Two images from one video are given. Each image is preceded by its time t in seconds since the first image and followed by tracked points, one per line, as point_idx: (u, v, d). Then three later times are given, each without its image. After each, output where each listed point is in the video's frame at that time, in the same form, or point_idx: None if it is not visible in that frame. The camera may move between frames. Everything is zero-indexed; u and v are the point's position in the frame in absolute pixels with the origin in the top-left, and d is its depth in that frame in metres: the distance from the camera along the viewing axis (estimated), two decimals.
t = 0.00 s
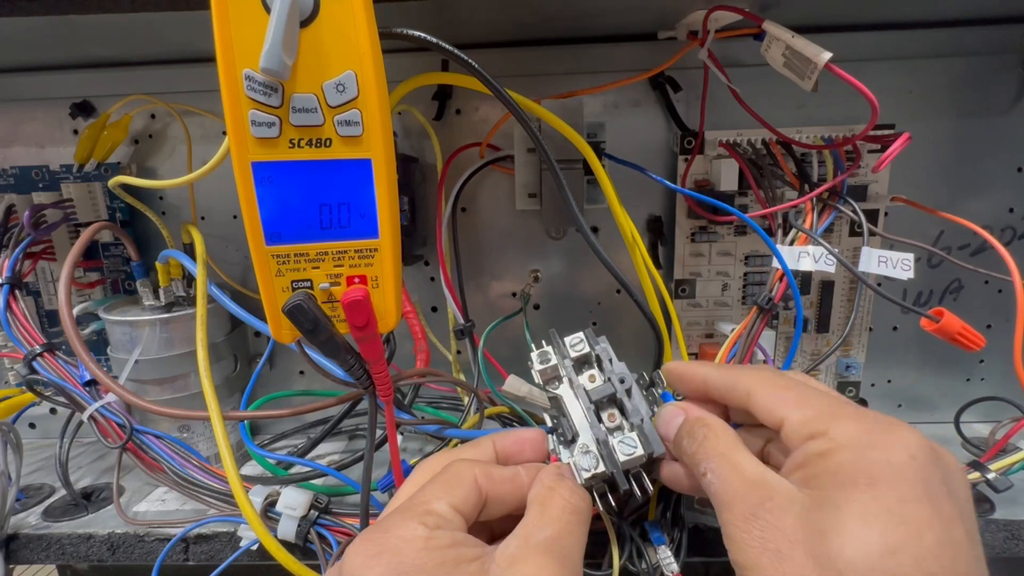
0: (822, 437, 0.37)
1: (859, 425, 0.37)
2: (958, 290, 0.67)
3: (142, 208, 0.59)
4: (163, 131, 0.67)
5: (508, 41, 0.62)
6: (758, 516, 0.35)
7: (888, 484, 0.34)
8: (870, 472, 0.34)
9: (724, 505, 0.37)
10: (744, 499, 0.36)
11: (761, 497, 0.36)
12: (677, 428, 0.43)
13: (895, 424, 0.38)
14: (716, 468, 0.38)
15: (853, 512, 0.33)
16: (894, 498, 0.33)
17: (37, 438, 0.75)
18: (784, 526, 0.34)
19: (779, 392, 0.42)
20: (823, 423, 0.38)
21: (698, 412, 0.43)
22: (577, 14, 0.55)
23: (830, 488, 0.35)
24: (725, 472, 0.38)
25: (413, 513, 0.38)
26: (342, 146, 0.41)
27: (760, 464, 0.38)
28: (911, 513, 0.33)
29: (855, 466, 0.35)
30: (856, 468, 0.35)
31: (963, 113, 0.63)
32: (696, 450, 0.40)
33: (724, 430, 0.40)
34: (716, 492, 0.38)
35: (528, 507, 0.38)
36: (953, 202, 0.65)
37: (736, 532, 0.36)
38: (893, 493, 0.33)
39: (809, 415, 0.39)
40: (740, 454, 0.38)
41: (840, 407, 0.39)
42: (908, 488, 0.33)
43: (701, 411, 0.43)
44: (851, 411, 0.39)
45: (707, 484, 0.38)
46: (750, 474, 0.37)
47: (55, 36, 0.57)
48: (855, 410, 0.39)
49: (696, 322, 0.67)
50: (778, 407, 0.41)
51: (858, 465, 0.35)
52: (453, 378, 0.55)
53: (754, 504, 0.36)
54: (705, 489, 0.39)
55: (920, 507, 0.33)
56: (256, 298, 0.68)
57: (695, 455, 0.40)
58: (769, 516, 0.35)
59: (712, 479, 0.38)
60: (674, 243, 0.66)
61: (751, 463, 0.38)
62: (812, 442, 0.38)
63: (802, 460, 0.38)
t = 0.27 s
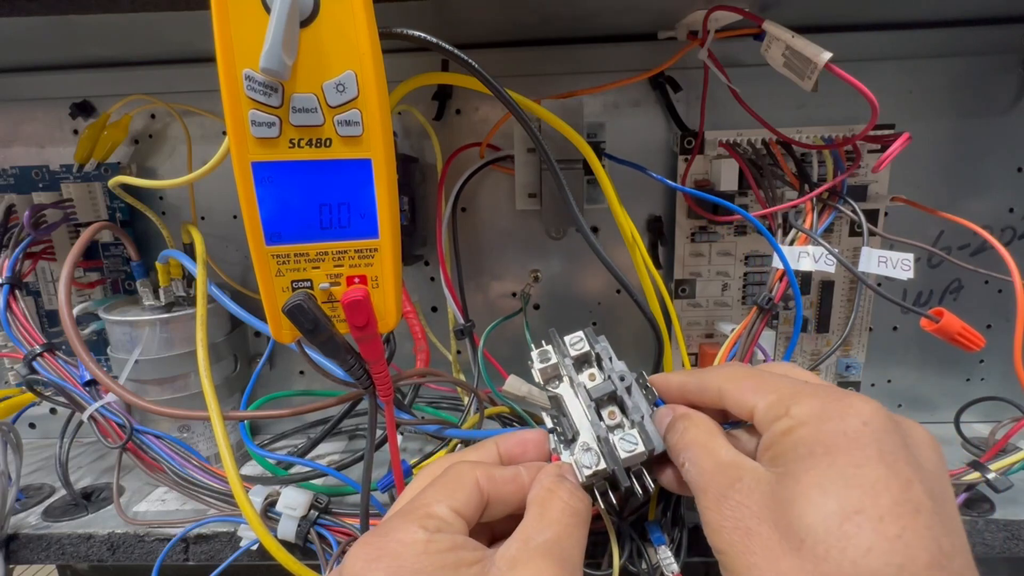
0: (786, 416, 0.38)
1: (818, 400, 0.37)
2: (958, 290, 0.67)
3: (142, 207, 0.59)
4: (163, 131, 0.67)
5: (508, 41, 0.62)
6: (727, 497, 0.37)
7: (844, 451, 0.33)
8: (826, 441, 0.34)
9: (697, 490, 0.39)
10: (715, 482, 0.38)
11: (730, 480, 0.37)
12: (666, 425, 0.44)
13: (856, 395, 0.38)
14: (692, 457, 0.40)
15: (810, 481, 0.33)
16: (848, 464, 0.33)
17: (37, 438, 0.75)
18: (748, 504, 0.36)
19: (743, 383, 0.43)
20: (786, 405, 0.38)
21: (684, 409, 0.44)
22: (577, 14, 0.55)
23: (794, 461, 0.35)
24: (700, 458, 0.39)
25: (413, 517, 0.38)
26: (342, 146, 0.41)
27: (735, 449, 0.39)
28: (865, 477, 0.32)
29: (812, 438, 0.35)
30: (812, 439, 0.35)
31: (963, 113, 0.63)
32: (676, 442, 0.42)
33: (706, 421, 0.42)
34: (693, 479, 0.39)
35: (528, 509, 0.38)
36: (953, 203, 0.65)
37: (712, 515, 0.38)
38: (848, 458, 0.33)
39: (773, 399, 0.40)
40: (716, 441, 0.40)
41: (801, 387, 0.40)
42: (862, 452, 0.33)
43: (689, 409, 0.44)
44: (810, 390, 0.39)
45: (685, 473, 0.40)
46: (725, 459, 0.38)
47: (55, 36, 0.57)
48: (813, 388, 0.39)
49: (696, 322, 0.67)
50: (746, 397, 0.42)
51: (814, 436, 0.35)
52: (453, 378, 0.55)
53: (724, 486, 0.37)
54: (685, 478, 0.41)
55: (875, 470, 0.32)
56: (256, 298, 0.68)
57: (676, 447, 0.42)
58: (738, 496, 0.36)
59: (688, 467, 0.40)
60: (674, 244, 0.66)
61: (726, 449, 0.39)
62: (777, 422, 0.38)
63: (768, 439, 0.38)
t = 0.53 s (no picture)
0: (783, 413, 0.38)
1: (815, 396, 0.38)
2: (958, 290, 0.67)
3: (142, 207, 0.59)
4: (163, 131, 0.67)
5: (508, 41, 0.62)
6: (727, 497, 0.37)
7: (841, 446, 0.34)
8: (824, 435, 0.35)
9: (694, 487, 0.39)
10: (711, 480, 0.38)
11: (727, 477, 0.37)
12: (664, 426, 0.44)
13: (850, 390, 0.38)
14: (688, 456, 0.40)
15: (807, 475, 0.33)
16: (846, 458, 0.33)
17: (37, 438, 0.75)
18: (745, 501, 0.36)
19: (742, 382, 0.43)
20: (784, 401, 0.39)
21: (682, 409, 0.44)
22: (577, 14, 0.55)
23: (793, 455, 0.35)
24: (697, 456, 0.39)
25: (413, 523, 0.38)
26: (342, 146, 0.41)
27: (730, 447, 0.39)
28: (863, 471, 0.32)
29: (809, 433, 0.35)
30: (810, 434, 0.35)
31: (963, 113, 0.63)
32: (675, 443, 0.41)
33: (706, 421, 0.41)
34: (690, 478, 0.39)
35: (528, 514, 0.39)
36: (953, 203, 0.65)
37: (711, 514, 0.37)
38: (845, 452, 0.33)
39: (769, 395, 0.40)
40: (712, 439, 0.40)
41: (796, 382, 0.40)
42: (860, 446, 0.33)
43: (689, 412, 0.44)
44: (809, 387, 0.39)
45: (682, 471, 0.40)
46: (720, 457, 0.38)
47: (55, 36, 0.57)
48: (809, 383, 0.40)
49: (696, 322, 0.67)
50: (743, 394, 0.43)
51: (811, 431, 0.35)
52: (453, 378, 0.55)
53: (721, 484, 0.37)
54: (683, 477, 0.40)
55: (873, 464, 0.32)
56: (256, 298, 0.68)
57: (672, 446, 0.42)
58: (736, 494, 0.36)
59: (685, 468, 0.40)
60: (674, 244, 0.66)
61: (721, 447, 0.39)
62: (775, 418, 0.39)
63: (767, 436, 0.38)
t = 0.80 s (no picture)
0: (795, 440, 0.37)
1: (832, 424, 0.36)
2: (958, 290, 0.67)
3: (142, 207, 0.59)
4: (163, 131, 0.67)
5: (508, 41, 0.62)
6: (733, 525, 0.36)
7: (859, 488, 0.32)
8: (842, 474, 0.33)
9: (698, 511, 0.38)
10: (718, 506, 0.37)
11: (734, 505, 0.36)
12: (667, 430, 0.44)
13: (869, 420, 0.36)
14: (691, 474, 0.39)
15: (823, 517, 0.32)
16: (863, 501, 0.31)
17: (37, 438, 0.75)
18: (754, 534, 0.34)
19: (755, 396, 0.42)
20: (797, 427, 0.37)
21: (685, 415, 0.44)
22: (577, 14, 0.55)
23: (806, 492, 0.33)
24: (701, 477, 0.38)
25: (417, 537, 0.38)
26: (342, 146, 0.41)
27: (736, 467, 0.38)
28: (881, 516, 0.31)
29: (825, 470, 0.34)
30: (826, 470, 0.34)
31: (963, 113, 0.63)
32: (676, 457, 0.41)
33: (708, 432, 0.41)
34: (693, 498, 0.39)
35: (530, 523, 0.39)
36: (953, 203, 0.65)
37: (714, 540, 0.37)
38: (863, 496, 0.32)
39: (783, 417, 0.39)
40: (716, 458, 0.39)
41: (814, 407, 0.38)
42: (879, 490, 0.32)
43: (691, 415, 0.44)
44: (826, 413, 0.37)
45: (684, 488, 0.39)
46: (725, 479, 0.37)
47: (55, 36, 0.57)
48: (827, 408, 0.38)
49: (696, 322, 0.67)
50: (756, 410, 0.41)
51: (828, 468, 0.34)
52: (453, 378, 0.55)
53: (728, 512, 0.36)
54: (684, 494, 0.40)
55: (891, 510, 0.31)
56: (255, 298, 0.68)
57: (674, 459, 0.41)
58: (743, 524, 0.35)
59: (687, 486, 0.39)
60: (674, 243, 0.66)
61: (726, 467, 0.38)
62: (787, 444, 0.37)
63: (778, 461, 0.37)
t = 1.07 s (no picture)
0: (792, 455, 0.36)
1: (831, 441, 0.35)
2: (958, 290, 0.67)
3: (142, 208, 0.59)
4: (163, 130, 0.67)
5: (508, 41, 0.62)
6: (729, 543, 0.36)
7: (857, 513, 0.32)
8: (840, 496, 0.32)
9: (694, 524, 0.38)
10: (714, 522, 0.37)
11: (730, 522, 0.36)
12: (661, 437, 0.44)
13: (872, 438, 0.35)
14: (687, 485, 0.39)
15: (821, 541, 0.32)
16: (861, 526, 0.31)
17: (37, 438, 0.75)
18: (750, 551, 0.34)
19: (755, 404, 0.41)
20: (795, 442, 0.36)
21: (679, 421, 0.44)
22: (577, 14, 0.55)
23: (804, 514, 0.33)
24: (697, 491, 0.38)
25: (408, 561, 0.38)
26: (342, 146, 0.41)
27: (734, 480, 0.38)
28: (878, 542, 0.31)
29: (824, 490, 0.33)
30: (825, 492, 0.33)
31: (963, 113, 0.63)
32: (675, 463, 0.41)
33: (705, 441, 0.41)
34: (690, 511, 0.39)
35: (521, 541, 0.39)
36: (953, 203, 0.65)
37: (710, 556, 0.37)
38: (861, 520, 0.31)
39: (782, 428, 0.38)
40: (714, 470, 0.39)
41: (814, 422, 0.37)
42: (877, 514, 0.32)
43: (687, 420, 0.44)
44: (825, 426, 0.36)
45: (682, 501, 0.40)
46: (722, 494, 0.37)
47: (55, 36, 0.57)
48: (829, 423, 0.37)
49: (696, 322, 0.67)
50: (756, 420, 0.40)
51: (827, 489, 0.33)
52: (453, 378, 0.55)
53: (724, 530, 0.36)
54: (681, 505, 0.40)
55: (888, 534, 0.31)
56: (255, 297, 0.68)
57: (671, 468, 0.41)
58: (738, 542, 0.35)
59: (684, 498, 0.39)
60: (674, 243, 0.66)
61: (723, 480, 0.38)
62: (784, 459, 0.36)
63: (775, 476, 0.37)
